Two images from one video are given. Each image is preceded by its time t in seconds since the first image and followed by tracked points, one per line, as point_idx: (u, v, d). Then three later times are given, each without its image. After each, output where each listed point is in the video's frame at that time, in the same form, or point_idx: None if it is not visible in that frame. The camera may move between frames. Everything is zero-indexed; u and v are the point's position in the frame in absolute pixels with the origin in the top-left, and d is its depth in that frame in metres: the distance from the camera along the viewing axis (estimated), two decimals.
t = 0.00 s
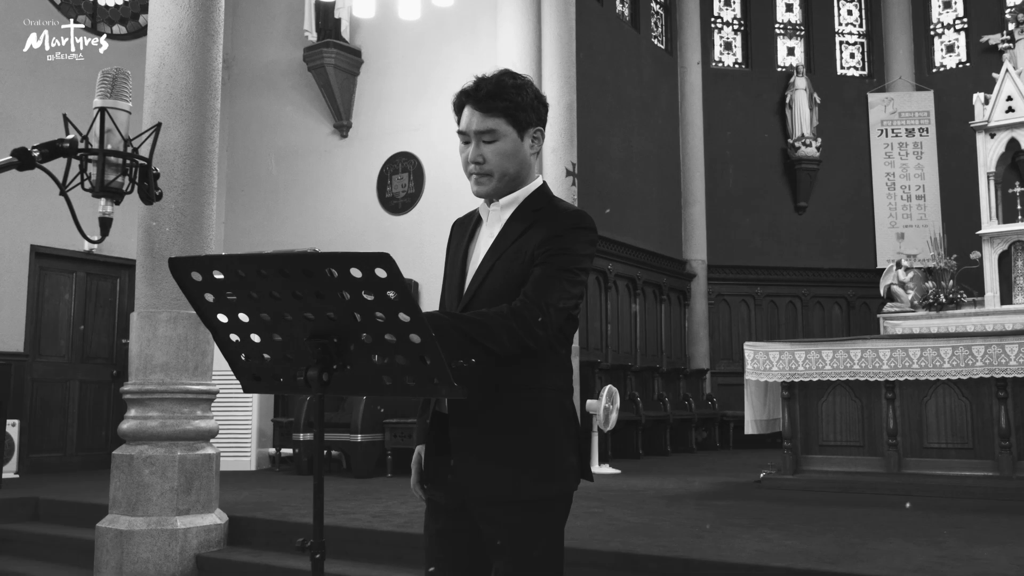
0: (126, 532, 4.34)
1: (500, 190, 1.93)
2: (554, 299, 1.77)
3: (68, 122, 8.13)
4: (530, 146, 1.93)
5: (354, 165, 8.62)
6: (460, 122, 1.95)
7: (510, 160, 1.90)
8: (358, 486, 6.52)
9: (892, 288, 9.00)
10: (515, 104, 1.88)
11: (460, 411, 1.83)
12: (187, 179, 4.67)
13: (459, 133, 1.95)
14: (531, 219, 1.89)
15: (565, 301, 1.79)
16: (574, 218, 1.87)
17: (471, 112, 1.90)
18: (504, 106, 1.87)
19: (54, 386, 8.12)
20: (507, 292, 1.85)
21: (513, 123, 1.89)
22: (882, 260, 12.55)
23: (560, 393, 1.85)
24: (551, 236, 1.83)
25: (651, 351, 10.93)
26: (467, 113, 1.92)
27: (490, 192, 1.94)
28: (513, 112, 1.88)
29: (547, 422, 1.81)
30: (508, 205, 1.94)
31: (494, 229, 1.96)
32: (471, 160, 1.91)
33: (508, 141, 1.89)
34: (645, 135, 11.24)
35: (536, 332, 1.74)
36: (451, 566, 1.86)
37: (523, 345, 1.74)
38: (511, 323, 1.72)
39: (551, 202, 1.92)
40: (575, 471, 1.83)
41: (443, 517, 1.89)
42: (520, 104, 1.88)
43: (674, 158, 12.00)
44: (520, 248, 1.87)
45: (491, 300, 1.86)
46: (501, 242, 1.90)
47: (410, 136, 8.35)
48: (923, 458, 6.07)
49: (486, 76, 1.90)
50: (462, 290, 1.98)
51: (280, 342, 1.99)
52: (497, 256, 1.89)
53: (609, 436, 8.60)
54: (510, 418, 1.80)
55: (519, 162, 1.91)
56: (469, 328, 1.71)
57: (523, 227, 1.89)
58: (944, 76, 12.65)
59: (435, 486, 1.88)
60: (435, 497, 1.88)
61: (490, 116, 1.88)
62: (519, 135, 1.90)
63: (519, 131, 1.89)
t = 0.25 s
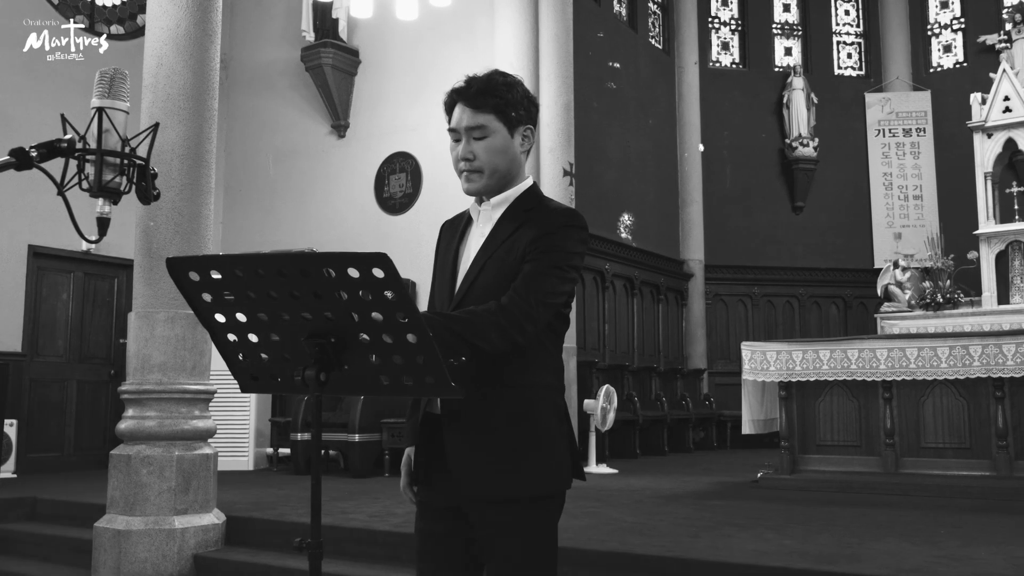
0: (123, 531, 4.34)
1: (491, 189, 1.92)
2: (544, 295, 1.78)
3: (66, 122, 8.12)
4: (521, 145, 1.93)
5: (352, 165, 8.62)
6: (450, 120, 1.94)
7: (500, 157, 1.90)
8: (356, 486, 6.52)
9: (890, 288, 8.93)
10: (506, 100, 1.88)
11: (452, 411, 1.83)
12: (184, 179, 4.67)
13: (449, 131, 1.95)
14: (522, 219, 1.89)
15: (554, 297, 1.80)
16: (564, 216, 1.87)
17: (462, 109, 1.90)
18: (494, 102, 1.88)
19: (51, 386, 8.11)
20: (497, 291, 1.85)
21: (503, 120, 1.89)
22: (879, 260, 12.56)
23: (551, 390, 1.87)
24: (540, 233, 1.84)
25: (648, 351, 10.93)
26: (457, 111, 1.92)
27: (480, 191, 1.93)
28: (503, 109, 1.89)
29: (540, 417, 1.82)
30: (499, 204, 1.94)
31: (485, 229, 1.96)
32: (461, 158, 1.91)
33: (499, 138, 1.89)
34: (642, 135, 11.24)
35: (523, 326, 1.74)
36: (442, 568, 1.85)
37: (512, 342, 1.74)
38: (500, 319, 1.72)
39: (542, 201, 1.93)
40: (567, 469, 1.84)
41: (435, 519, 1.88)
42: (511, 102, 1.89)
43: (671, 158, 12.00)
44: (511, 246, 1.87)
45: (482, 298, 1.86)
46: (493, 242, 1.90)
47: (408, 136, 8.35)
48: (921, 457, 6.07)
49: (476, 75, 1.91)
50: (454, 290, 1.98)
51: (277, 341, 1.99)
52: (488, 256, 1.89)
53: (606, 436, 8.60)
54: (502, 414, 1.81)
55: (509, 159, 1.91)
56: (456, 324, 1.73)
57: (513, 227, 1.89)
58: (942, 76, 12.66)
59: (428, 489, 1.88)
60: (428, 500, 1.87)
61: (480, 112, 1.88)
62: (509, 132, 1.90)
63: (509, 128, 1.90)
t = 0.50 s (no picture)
0: (121, 531, 4.34)
1: (471, 184, 1.93)
2: (527, 293, 1.79)
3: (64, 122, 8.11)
4: (501, 142, 1.94)
5: (350, 165, 8.62)
6: (430, 117, 1.95)
7: (480, 152, 1.91)
8: (353, 485, 6.51)
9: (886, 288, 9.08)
10: (486, 97, 1.90)
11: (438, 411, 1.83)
12: (182, 179, 4.67)
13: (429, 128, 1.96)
14: (502, 216, 1.91)
15: (538, 295, 1.82)
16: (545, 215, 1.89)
17: (442, 104, 1.91)
18: (475, 98, 1.89)
19: (49, 386, 8.11)
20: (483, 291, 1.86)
21: (483, 116, 1.90)
22: (877, 260, 12.57)
23: (535, 387, 1.88)
24: (523, 232, 1.86)
25: (646, 351, 10.94)
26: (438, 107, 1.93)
27: (461, 186, 1.94)
28: (484, 105, 1.90)
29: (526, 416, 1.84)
30: (479, 202, 1.95)
31: (466, 227, 1.96)
32: (442, 153, 1.91)
33: (479, 133, 1.90)
34: (640, 135, 11.25)
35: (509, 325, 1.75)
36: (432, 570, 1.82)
37: (499, 341, 1.76)
38: (485, 318, 1.73)
39: (521, 199, 1.94)
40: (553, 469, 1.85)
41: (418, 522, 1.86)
42: (491, 98, 1.91)
43: (668, 157, 12.01)
44: (494, 245, 1.89)
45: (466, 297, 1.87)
46: (474, 240, 1.91)
47: (406, 136, 8.35)
48: (918, 457, 6.08)
49: (457, 73, 1.92)
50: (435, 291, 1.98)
51: (275, 341, 1.99)
52: (470, 254, 1.90)
53: (604, 436, 8.60)
54: (489, 413, 1.81)
55: (489, 156, 1.92)
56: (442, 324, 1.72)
57: (495, 224, 1.91)
58: (939, 76, 12.67)
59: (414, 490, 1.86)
60: (412, 502, 1.86)
61: (461, 107, 1.89)
62: (490, 128, 1.91)
63: (490, 124, 1.91)
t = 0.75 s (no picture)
0: (119, 531, 4.34)
1: (450, 183, 1.93)
2: (517, 293, 1.80)
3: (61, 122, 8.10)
4: (478, 140, 1.95)
5: (347, 165, 8.62)
6: (407, 118, 1.95)
7: (460, 150, 1.91)
8: (351, 485, 6.51)
9: (883, 288, 9.12)
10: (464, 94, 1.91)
11: (428, 410, 1.83)
12: (180, 178, 4.66)
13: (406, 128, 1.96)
14: (485, 214, 1.91)
15: (525, 294, 1.82)
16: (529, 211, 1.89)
17: (420, 104, 1.91)
18: (452, 96, 1.90)
19: (47, 385, 8.10)
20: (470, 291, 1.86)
21: (460, 114, 1.91)
22: (874, 259, 12.58)
23: (522, 385, 1.87)
24: (507, 231, 1.86)
25: (643, 350, 10.95)
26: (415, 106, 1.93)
27: (440, 185, 1.94)
28: (461, 103, 1.91)
29: (512, 414, 1.83)
30: (460, 202, 1.95)
31: (447, 227, 1.96)
32: (420, 152, 1.92)
33: (457, 130, 1.90)
34: (637, 135, 11.26)
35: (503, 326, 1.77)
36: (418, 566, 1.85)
37: (493, 341, 1.77)
38: (482, 319, 1.75)
39: (500, 198, 1.95)
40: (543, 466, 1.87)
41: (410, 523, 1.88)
42: (469, 96, 1.92)
43: (666, 157, 12.02)
44: (478, 243, 1.88)
45: (450, 296, 1.86)
46: (456, 239, 1.91)
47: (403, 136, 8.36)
48: (915, 457, 6.09)
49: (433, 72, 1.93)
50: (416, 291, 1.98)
51: (272, 341, 1.99)
52: (452, 253, 1.89)
53: (601, 435, 8.61)
54: (478, 413, 1.81)
55: (468, 154, 1.92)
56: (440, 324, 1.75)
57: (476, 223, 1.91)
58: (936, 76, 12.68)
59: (404, 492, 1.87)
60: (403, 505, 1.87)
61: (438, 106, 1.90)
62: (468, 126, 1.92)
63: (467, 122, 1.92)
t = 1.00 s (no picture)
0: (117, 531, 4.33)
1: (430, 182, 1.94)
2: (515, 292, 1.84)
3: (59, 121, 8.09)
4: (456, 139, 1.96)
5: (345, 165, 8.62)
6: (385, 119, 1.97)
7: (438, 149, 1.92)
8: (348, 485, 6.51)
9: (881, 288, 9.14)
10: (441, 94, 1.92)
11: (422, 410, 1.82)
12: (177, 178, 4.66)
13: (384, 129, 1.97)
14: (465, 215, 1.92)
15: (522, 294, 1.86)
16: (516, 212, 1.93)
17: (397, 104, 1.92)
18: (429, 96, 1.91)
19: (45, 385, 8.09)
20: (462, 292, 1.88)
21: (438, 113, 1.92)
22: (871, 259, 12.60)
23: (511, 383, 1.89)
24: (497, 233, 1.89)
25: (640, 350, 10.96)
26: (392, 107, 1.94)
27: (420, 184, 1.95)
28: (439, 103, 1.92)
29: (503, 412, 1.85)
30: (441, 201, 1.96)
31: (428, 227, 1.96)
32: (399, 153, 1.93)
33: (435, 130, 1.91)
34: (634, 135, 11.27)
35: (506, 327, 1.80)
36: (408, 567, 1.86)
37: (498, 341, 1.80)
38: (489, 320, 1.77)
39: (481, 197, 1.96)
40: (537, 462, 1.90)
41: (398, 524, 1.87)
42: (446, 96, 1.93)
43: (663, 157, 12.03)
44: (467, 243, 1.89)
45: (441, 295, 1.87)
46: (440, 239, 1.91)
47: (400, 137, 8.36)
48: (912, 457, 6.09)
49: (409, 73, 1.94)
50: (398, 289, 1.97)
51: (270, 341, 1.99)
52: (439, 252, 1.90)
53: (599, 435, 8.61)
54: (472, 412, 1.82)
55: (446, 153, 1.94)
56: (450, 322, 1.75)
57: (457, 226, 1.92)
58: (933, 76, 12.70)
59: (396, 492, 1.87)
60: (394, 506, 1.86)
61: (416, 105, 1.91)
62: (446, 126, 1.93)
63: (446, 121, 1.93)
